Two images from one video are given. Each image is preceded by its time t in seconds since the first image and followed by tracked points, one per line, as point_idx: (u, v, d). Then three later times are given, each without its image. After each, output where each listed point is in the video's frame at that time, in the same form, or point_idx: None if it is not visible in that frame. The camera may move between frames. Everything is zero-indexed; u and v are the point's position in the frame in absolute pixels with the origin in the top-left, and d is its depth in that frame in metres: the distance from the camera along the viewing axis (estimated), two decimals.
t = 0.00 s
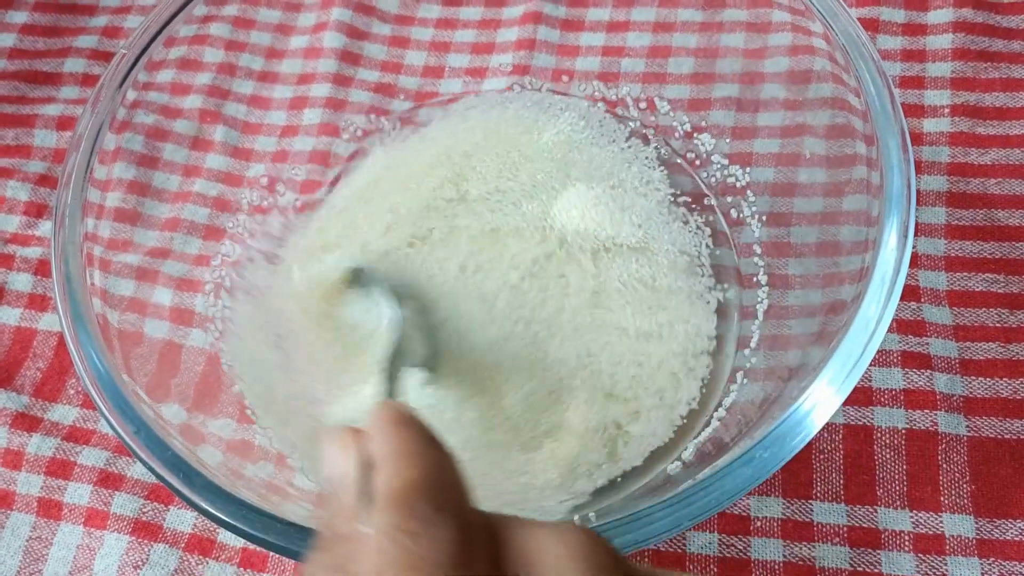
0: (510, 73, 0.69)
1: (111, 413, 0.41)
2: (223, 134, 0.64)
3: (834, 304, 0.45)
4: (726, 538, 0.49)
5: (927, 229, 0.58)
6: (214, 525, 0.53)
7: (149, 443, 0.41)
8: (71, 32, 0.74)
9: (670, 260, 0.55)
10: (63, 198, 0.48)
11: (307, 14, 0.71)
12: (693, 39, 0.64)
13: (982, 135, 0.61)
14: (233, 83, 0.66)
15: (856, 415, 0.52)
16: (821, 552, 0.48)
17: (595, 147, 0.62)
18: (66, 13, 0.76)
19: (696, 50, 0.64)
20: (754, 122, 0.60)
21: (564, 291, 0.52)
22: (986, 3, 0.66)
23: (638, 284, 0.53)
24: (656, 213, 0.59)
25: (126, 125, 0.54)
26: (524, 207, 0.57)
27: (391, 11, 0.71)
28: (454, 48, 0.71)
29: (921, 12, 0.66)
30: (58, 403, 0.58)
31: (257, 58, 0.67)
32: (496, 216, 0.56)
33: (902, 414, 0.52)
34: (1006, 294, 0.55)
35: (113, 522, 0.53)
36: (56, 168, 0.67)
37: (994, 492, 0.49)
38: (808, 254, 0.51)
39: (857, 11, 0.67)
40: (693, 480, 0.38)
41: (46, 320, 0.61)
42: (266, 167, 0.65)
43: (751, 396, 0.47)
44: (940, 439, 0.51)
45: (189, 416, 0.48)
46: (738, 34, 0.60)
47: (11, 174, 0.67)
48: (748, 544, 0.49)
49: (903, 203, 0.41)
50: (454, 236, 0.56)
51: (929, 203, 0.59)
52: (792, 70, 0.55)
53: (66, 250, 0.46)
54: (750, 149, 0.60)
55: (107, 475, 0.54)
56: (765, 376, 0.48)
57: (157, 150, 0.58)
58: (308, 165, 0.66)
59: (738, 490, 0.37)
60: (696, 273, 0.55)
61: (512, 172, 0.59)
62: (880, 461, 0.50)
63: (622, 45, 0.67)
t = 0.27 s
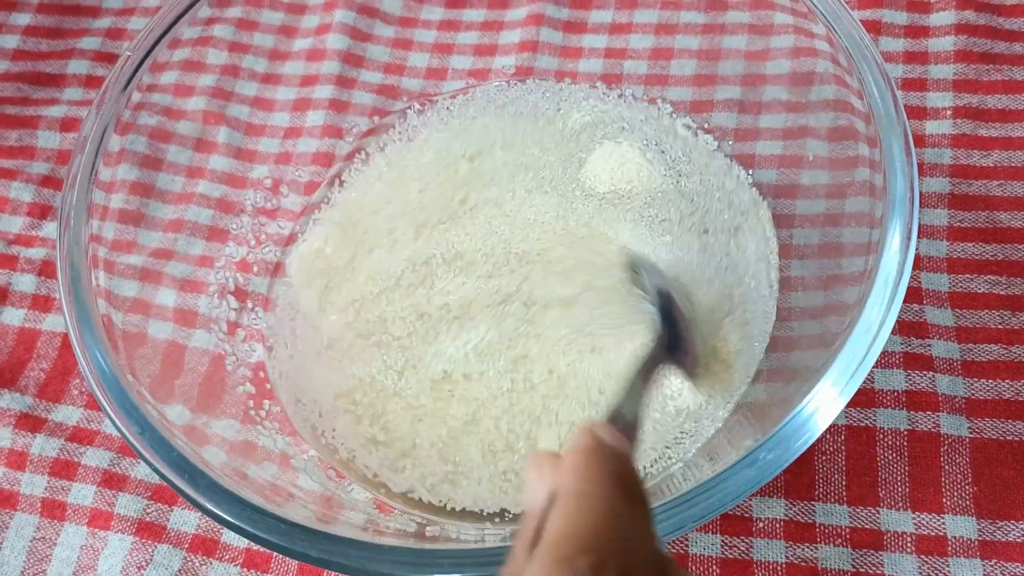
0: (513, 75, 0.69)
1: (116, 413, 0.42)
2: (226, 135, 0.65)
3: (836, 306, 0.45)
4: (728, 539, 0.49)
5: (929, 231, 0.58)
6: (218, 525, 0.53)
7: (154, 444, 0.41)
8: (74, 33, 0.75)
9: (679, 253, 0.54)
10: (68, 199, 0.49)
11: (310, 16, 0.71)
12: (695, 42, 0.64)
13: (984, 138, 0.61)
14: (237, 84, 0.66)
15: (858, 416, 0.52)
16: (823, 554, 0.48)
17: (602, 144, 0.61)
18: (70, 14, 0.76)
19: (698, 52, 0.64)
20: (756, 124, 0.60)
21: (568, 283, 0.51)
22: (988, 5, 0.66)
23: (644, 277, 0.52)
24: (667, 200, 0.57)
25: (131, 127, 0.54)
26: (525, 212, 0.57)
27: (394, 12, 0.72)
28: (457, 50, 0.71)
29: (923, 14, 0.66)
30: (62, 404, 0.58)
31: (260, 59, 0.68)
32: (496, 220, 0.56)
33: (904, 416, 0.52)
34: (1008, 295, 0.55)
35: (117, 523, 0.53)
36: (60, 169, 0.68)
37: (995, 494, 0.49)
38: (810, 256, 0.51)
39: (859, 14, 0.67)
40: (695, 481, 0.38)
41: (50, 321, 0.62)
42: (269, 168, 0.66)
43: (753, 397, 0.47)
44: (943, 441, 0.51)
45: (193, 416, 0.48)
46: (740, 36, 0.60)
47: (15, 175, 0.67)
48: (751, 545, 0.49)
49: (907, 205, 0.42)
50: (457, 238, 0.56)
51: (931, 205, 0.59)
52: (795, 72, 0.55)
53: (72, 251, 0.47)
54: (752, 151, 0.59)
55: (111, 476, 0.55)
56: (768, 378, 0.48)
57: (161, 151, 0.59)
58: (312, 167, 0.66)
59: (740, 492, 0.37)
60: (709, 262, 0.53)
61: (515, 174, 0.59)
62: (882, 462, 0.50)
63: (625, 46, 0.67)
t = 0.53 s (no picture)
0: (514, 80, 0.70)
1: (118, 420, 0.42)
2: (227, 141, 0.65)
3: (837, 312, 0.45)
4: (730, 545, 0.49)
5: (928, 236, 0.58)
6: (219, 531, 0.53)
7: (156, 451, 0.41)
8: (75, 39, 0.75)
9: (673, 268, 0.55)
10: (70, 205, 0.49)
11: (311, 21, 0.71)
12: (696, 47, 0.64)
13: (984, 143, 0.61)
14: (238, 90, 0.66)
15: (859, 422, 0.52)
16: (824, 559, 0.48)
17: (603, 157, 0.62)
18: (71, 20, 0.76)
19: (699, 58, 0.64)
20: (756, 130, 0.60)
21: (567, 298, 0.52)
22: (987, 11, 0.66)
23: (641, 291, 0.52)
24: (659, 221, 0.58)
25: (132, 133, 0.54)
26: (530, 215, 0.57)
27: (395, 18, 0.72)
28: (458, 55, 0.71)
29: (923, 20, 0.67)
30: (62, 410, 0.58)
31: (261, 65, 0.68)
32: (501, 226, 0.56)
33: (905, 421, 0.52)
34: (1008, 301, 0.55)
35: (118, 529, 0.53)
36: (61, 175, 0.68)
37: (996, 499, 0.49)
38: (810, 262, 0.52)
39: (859, 19, 0.67)
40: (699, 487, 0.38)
41: (51, 327, 0.62)
42: (270, 174, 0.66)
43: (756, 404, 0.47)
44: (943, 446, 0.51)
45: (194, 423, 0.48)
46: (740, 41, 0.60)
47: (16, 181, 0.67)
48: (752, 550, 0.49)
49: (907, 212, 0.42)
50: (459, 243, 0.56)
51: (931, 211, 0.59)
52: (795, 78, 0.55)
53: (74, 258, 0.47)
54: (753, 157, 0.60)
55: (111, 482, 0.55)
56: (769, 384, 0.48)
57: (162, 157, 0.59)
58: (313, 172, 0.66)
59: (744, 498, 0.37)
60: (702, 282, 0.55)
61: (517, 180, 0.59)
62: (883, 468, 0.50)
63: (625, 52, 0.68)
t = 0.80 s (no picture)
0: (512, 81, 0.69)
1: (115, 422, 0.41)
2: (225, 142, 0.64)
3: (835, 313, 0.45)
4: (728, 546, 0.49)
5: (927, 237, 0.58)
6: (216, 533, 0.53)
7: (153, 453, 0.41)
8: (73, 40, 0.75)
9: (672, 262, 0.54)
10: (67, 207, 0.49)
11: (309, 22, 0.71)
12: (694, 48, 0.64)
13: (982, 143, 0.61)
14: (235, 91, 0.66)
15: (858, 423, 0.52)
16: (823, 561, 0.48)
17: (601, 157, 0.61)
18: (68, 20, 0.76)
19: (697, 59, 0.64)
20: (755, 130, 0.60)
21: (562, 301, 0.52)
22: (986, 11, 0.66)
23: (638, 292, 0.52)
24: (660, 219, 0.57)
25: (129, 134, 0.54)
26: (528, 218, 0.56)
27: (393, 18, 0.72)
28: (456, 56, 0.71)
29: (921, 20, 0.66)
30: (59, 412, 0.58)
31: (258, 66, 0.68)
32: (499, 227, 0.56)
33: (904, 422, 0.52)
34: (1007, 301, 0.55)
35: (115, 531, 0.53)
36: (58, 176, 0.67)
37: (995, 500, 0.49)
38: (808, 263, 0.52)
39: (858, 20, 0.67)
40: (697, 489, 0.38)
41: (48, 328, 0.61)
42: (268, 175, 0.65)
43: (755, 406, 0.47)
44: (942, 447, 0.51)
45: (191, 425, 0.48)
46: (738, 42, 0.60)
47: (13, 182, 0.67)
48: (751, 552, 0.49)
49: (906, 213, 0.42)
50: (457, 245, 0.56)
51: (930, 211, 0.59)
52: (794, 78, 0.55)
53: (70, 260, 0.46)
54: (751, 157, 0.60)
55: (109, 484, 0.54)
56: (767, 386, 0.48)
57: (160, 158, 0.59)
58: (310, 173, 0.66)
59: (742, 501, 0.37)
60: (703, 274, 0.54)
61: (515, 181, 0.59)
62: (882, 469, 0.50)
63: (624, 53, 0.68)
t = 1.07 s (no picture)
0: (512, 78, 0.69)
1: (115, 420, 0.41)
2: (225, 140, 0.64)
3: (837, 311, 0.45)
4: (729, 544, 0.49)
5: (928, 234, 0.58)
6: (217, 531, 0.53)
7: (153, 451, 0.41)
8: (72, 38, 0.74)
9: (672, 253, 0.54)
10: (67, 204, 0.48)
11: (308, 20, 0.71)
12: (695, 46, 0.64)
13: (984, 141, 0.61)
14: (235, 89, 0.66)
15: (859, 421, 0.52)
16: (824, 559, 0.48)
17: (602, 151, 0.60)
18: (68, 18, 0.76)
19: (698, 56, 0.64)
20: (756, 128, 0.60)
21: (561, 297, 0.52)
22: (987, 8, 0.66)
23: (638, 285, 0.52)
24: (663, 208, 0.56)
25: (129, 131, 0.54)
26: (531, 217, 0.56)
27: (394, 16, 0.72)
28: (456, 53, 0.71)
29: (922, 17, 0.66)
30: (59, 410, 0.58)
31: (258, 63, 0.67)
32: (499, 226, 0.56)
33: (905, 420, 0.52)
34: (1009, 299, 0.55)
35: (115, 529, 0.53)
36: (58, 173, 0.67)
37: (997, 498, 0.49)
38: (810, 260, 0.52)
39: (859, 17, 0.67)
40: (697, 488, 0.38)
41: (48, 326, 0.61)
42: (267, 173, 0.65)
43: (755, 404, 0.47)
44: (943, 445, 0.51)
45: (192, 422, 0.48)
46: (739, 39, 0.60)
47: (13, 180, 0.67)
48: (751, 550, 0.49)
49: (908, 210, 0.41)
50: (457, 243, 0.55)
51: (931, 209, 0.59)
52: (794, 75, 0.55)
53: (70, 257, 0.46)
54: (751, 154, 0.60)
55: (109, 482, 0.54)
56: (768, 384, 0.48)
57: (160, 156, 0.58)
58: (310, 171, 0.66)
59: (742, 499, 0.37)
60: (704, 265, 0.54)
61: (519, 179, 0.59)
62: (883, 466, 0.50)
63: (625, 50, 0.67)
